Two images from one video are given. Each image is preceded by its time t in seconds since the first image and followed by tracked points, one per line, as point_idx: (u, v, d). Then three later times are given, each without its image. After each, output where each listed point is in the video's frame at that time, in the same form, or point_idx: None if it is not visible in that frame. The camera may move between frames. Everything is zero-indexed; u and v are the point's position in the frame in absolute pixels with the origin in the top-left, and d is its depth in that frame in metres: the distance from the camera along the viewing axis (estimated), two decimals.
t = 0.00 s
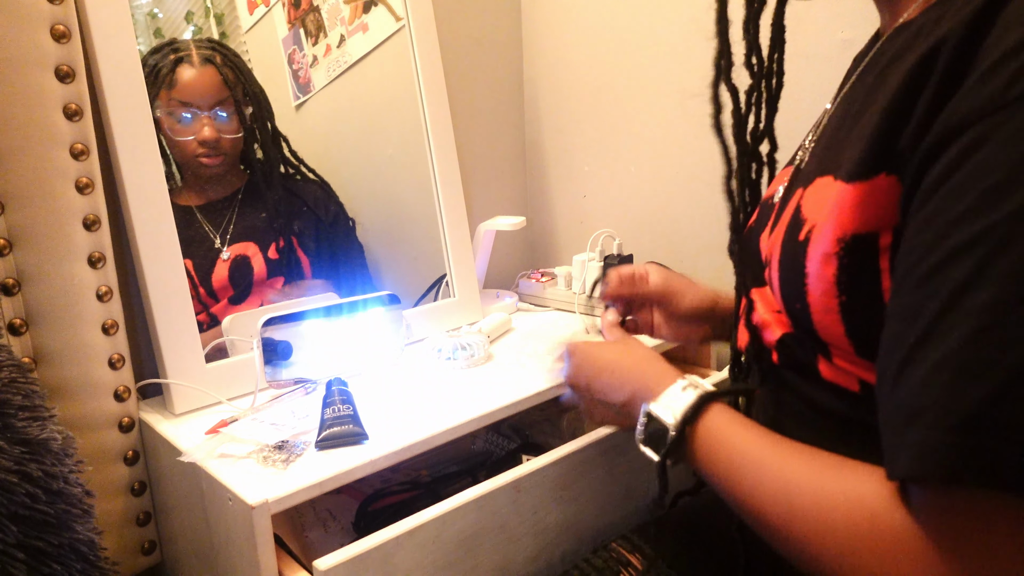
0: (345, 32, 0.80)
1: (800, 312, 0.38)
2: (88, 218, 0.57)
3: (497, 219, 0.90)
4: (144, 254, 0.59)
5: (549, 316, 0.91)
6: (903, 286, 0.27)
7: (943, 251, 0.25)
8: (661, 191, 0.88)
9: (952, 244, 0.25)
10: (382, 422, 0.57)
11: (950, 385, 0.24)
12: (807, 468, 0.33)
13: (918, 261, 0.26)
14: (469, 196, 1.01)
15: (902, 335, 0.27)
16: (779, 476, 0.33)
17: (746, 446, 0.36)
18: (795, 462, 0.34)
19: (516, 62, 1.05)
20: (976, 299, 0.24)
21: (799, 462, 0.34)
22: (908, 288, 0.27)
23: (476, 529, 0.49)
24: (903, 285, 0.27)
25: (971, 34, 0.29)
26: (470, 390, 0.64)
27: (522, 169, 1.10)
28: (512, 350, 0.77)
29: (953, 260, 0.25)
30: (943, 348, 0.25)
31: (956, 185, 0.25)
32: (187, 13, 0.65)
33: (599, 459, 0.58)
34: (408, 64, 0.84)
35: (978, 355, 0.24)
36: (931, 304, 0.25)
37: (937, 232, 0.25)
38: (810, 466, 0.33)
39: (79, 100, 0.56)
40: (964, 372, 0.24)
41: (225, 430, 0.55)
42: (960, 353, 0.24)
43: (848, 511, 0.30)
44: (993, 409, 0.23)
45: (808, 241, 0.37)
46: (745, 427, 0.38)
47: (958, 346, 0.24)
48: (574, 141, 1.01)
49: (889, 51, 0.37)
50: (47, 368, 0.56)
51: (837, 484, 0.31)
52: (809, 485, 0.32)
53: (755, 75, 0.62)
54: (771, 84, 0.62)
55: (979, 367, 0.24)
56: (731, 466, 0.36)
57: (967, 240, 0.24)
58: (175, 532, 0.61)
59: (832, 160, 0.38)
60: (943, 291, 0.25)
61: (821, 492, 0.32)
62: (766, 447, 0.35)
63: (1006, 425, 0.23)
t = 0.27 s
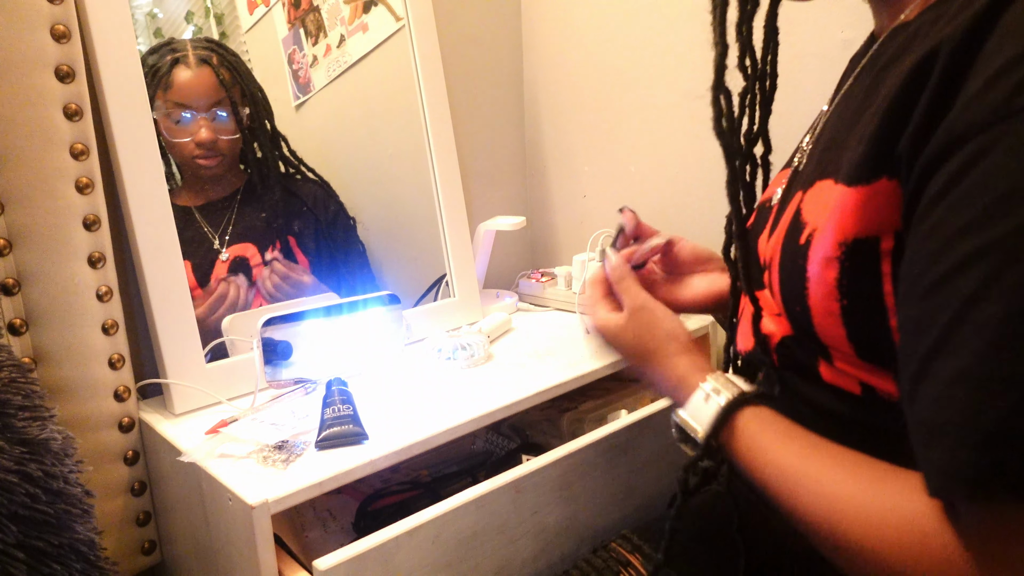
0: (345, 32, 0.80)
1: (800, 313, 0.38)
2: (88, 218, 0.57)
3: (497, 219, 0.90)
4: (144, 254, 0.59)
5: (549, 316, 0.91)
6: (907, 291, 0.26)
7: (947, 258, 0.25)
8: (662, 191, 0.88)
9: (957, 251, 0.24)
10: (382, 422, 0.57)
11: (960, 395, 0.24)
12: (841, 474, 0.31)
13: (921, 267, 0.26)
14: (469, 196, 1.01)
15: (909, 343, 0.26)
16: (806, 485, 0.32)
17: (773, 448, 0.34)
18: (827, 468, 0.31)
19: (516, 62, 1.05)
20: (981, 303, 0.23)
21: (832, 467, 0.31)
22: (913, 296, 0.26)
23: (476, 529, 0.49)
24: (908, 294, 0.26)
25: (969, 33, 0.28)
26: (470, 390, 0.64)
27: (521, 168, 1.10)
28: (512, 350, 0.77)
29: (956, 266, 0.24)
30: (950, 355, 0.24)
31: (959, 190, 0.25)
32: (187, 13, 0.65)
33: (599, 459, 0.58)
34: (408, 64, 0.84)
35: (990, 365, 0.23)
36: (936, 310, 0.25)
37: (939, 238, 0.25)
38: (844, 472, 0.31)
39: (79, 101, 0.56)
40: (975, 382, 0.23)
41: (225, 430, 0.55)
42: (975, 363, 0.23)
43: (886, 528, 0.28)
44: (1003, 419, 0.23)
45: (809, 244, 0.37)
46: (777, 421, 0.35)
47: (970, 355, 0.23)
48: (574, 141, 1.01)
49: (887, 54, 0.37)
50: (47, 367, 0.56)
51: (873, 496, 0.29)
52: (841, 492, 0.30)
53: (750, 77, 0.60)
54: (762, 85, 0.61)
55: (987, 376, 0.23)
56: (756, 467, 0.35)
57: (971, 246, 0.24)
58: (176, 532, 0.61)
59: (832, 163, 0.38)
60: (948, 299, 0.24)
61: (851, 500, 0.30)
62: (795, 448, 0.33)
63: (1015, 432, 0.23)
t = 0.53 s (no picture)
0: (345, 32, 0.80)
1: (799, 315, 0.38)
2: (88, 218, 0.57)
3: (497, 219, 0.90)
4: (144, 254, 0.59)
5: (548, 316, 0.91)
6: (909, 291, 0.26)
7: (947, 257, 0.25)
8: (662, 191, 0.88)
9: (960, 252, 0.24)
10: (382, 422, 0.57)
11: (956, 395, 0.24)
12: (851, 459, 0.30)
13: (920, 269, 0.26)
14: (469, 196, 1.01)
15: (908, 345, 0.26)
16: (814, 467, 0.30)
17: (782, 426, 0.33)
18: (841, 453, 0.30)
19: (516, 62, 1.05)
20: (977, 301, 0.23)
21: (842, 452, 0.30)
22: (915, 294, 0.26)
23: (475, 529, 0.49)
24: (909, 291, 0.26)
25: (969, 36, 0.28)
26: (470, 390, 0.64)
27: (521, 168, 1.10)
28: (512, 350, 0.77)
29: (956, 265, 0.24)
30: (946, 356, 0.24)
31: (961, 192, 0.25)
32: (187, 13, 0.65)
33: (599, 459, 0.58)
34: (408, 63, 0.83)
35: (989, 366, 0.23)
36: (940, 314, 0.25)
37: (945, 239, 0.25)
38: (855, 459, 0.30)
39: (79, 101, 0.56)
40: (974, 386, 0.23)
41: (224, 430, 0.55)
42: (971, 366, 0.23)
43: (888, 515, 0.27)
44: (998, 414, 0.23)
45: (807, 248, 0.37)
46: (788, 403, 0.34)
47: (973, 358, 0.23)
48: (574, 141, 1.01)
49: (884, 57, 0.37)
50: (47, 368, 0.56)
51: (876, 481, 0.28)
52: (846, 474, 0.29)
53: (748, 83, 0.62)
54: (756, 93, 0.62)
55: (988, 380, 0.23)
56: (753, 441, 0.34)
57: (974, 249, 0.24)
58: (175, 532, 0.61)
59: (831, 167, 0.38)
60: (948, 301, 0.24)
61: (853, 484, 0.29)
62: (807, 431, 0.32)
63: (1014, 434, 0.23)
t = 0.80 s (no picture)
0: (345, 32, 0.80)
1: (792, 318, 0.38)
2: (88, 218, 0.57)
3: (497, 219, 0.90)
4: (144, 254, 0.59)
5: (548, 317, 0.91)
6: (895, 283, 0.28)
7: (930, 251, 0.27)
8: (662, 191, 0.88)
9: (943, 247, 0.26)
10: (382, 422, 0.57)
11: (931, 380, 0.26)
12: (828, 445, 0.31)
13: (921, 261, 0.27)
14: (470, 196, 1.02)
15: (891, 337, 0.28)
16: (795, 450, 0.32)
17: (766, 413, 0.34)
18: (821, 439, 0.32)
19: (516, 62, 1.05)
20: (957, 293, 0.25)
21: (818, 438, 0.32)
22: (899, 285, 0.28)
23: (475, 529, 0.49)
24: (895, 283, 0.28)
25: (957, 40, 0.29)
26: (470, 390, 0.64)
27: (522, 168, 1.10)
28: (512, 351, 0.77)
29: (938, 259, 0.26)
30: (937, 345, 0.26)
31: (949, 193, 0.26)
32: (187, 13, 0.65)
33: (599, 459, 0.58)
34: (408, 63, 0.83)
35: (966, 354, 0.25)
36: (922, 305, 0.26)
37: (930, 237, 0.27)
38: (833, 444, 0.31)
39: (79, 101, 0.56)
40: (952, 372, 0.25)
41: (224, 430, 0.55)
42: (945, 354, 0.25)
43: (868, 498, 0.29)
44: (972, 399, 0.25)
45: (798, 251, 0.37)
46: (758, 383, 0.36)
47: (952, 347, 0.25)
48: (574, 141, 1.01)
49: (876, 60, 0.37)
50: (47, 368, 0.56)
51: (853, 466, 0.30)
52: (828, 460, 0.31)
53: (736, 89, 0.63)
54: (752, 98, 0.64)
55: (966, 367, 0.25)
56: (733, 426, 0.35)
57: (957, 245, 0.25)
58: (175, 532, 0.61)
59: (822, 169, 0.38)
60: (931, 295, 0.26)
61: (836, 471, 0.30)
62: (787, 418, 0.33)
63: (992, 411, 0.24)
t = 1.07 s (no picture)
0: (345, 32, 0.80)
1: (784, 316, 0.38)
2: (88, 218, 0.57)
3: (497, 219, 0.90)
4: (144, 254, 0.59)
5: (548, 317, 0.91)
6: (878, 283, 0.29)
7: (908, 250, 0.28)
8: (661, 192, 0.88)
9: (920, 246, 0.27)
10: (382, 422, 0.57)
11: (914, 376, 0.27)
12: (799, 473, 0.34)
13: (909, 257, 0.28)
14: (470, 196, 1.02)
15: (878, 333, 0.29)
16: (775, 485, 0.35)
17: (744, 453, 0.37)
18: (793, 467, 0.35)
19: (516, 62, 1.05)
20: (937, 286, 0.26)
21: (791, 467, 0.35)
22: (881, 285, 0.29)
23: (475, 529, 0.49)
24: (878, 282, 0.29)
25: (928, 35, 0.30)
26: (470, 390, 0.64)
27: (522, 168, 1.10)
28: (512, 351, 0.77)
29: (916, 256, 0.27)
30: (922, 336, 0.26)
31: (921, 191, 0.28)
32: (187, 13, 0.66)
33: (598, 460, 0.58)
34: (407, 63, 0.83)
35: (945, 345, 0.26)
36: (906, 301, 0.27)
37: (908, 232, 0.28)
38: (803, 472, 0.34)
39: (80, 101, 0.56)
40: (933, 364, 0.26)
41: (225, 430, 0.55)
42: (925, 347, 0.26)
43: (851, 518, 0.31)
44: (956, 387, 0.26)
45: (787, 250, 0.37)
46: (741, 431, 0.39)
47: (933, 338, 0.26)
48: (574, 141, 1.01)
49: (859, 59, 0.37)
50: (47, 367, 0.56)
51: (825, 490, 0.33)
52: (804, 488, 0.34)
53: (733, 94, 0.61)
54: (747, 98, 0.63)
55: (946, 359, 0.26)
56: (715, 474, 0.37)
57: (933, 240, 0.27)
58: (176, 532, 0.61)
59: (809, 168, 0.38)
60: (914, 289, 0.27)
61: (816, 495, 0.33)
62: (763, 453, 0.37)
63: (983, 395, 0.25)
